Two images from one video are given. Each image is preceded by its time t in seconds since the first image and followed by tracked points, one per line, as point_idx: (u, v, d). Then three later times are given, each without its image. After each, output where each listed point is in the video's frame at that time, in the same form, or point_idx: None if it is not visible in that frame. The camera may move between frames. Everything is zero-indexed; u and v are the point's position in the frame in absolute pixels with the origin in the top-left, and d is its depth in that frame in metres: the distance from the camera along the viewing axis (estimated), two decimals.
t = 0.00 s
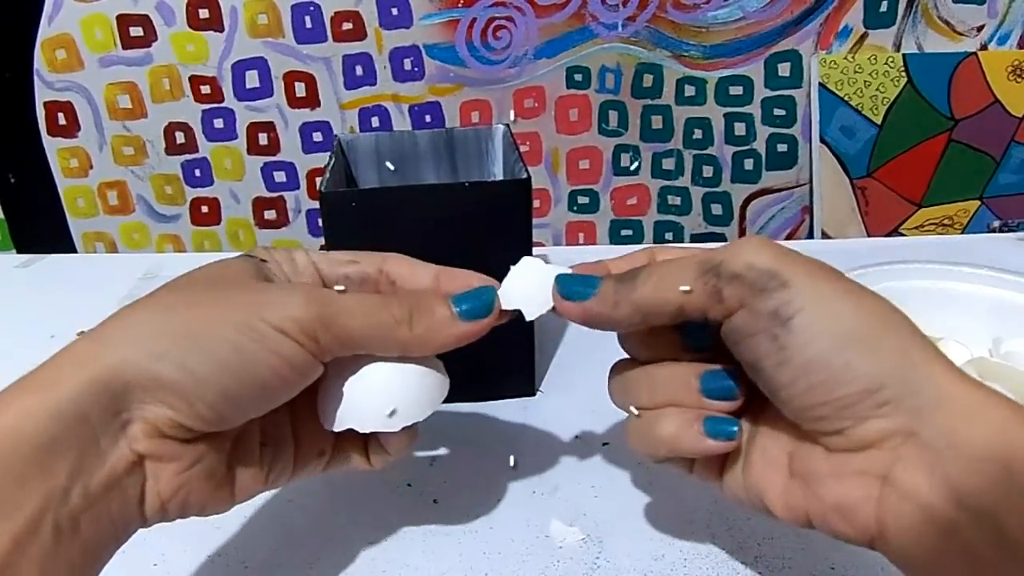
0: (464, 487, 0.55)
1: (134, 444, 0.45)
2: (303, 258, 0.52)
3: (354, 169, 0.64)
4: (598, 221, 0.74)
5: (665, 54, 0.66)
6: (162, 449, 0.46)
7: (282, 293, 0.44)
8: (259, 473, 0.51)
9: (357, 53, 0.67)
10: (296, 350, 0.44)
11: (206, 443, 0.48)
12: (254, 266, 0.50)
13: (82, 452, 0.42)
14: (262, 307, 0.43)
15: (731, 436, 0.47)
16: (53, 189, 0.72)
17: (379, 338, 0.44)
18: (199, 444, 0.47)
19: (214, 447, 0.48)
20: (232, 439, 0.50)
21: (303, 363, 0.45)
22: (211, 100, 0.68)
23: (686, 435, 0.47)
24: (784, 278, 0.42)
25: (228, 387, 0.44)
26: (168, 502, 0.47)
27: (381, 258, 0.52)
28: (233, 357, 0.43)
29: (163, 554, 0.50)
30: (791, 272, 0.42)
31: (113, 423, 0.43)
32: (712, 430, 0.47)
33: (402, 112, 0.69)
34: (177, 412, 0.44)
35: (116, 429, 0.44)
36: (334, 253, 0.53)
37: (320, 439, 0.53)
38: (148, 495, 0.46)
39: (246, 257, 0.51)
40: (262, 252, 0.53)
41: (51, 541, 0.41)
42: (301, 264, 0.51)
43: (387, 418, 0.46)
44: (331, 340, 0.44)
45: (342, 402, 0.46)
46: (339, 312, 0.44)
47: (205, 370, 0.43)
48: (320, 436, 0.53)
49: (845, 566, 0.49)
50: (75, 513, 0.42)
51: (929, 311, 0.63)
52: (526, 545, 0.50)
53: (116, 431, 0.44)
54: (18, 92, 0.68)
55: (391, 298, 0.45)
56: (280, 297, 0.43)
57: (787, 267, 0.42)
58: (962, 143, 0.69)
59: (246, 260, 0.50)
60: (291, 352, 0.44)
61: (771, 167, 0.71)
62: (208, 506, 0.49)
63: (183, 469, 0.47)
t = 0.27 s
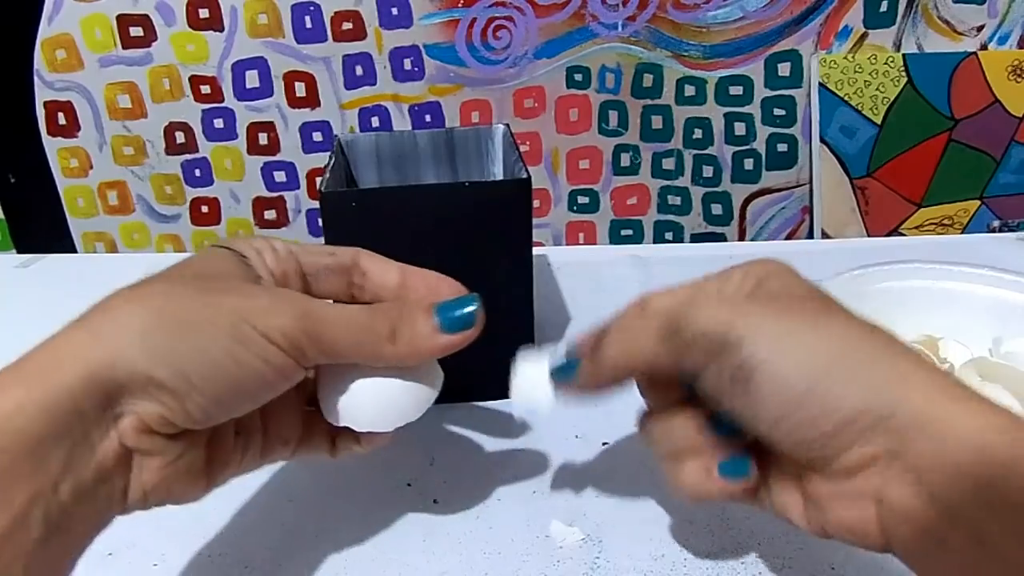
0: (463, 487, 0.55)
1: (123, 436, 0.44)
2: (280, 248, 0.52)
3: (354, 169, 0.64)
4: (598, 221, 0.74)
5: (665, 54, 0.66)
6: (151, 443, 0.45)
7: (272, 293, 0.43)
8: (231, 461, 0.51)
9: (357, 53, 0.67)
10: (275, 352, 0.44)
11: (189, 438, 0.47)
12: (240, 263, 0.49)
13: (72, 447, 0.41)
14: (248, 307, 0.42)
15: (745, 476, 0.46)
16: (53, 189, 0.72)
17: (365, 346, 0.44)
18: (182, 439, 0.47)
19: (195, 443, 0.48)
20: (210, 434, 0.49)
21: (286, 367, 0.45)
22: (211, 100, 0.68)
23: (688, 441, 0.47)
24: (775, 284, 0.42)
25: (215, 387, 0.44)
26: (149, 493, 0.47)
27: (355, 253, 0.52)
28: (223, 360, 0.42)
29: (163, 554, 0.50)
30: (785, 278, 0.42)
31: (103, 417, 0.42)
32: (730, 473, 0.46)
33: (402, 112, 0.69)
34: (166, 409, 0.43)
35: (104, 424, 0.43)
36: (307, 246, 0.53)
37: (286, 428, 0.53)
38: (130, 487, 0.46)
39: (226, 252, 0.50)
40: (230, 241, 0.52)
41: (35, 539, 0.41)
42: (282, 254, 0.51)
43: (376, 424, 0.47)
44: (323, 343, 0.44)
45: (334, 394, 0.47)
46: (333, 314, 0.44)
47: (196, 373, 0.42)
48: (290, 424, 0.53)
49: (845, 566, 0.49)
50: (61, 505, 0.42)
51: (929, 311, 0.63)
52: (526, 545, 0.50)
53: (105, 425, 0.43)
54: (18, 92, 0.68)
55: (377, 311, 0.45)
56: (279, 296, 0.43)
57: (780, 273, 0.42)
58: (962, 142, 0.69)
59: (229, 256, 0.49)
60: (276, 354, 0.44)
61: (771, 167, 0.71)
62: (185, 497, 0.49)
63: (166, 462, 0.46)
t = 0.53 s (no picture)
0: (462, 486, 0.55)
1: (84, 412, 0.44)
2: (250, 228, 0.51)
3: (354, 169, 0.64)
4: (598, 221, 0.74)
5: (665, 54, 0.66)
6: (110, 420, 0.45)
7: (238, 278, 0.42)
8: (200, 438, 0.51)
9: (357, 53, 0.67)
10: (244, 341, 0.43)
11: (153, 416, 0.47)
12: (208, 246, 0.48)
13: (30, 423, 0.42)
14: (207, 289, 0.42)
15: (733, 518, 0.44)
16: (53, 189, 0.72)
17: (327, 343, 0.43)
18: (146, 417, 0.47)
19: (159, 422, 0.48)
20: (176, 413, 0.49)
21: (246, 350, 0.44)
22: (211, 100, 0.68)
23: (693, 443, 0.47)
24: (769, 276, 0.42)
25: (174, 367, 0.43)
26: (110, 472, 0.47)
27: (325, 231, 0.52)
28: (180, 339, 0.42)
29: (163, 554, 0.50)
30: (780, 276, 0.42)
31: (62, 393, 0.43)
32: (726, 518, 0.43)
33: (402, 112, 0.69)
34: (127, 386, 0.43)
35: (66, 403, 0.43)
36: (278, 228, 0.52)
37: (257, 410, 0.52)
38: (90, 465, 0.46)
39: (194, 234, 0.49)
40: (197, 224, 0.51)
41: None
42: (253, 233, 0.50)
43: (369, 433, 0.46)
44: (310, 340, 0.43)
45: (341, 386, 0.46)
46: (324, 311, 0.43)
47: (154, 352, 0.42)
48: (260, 405, 0.52)
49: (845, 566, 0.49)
50: (20, 481, 0.43)
51: (929, 312, 0.63)
52: (526, 545, 0.50)
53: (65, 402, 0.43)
54: (18, 92, 0.68)
55: (338, 304, 0.43)
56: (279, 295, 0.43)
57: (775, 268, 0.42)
58: (962, 142, 0.69)
59: (196, 237, 0.49)
60: (237, 338, 0.43)
61: (771, 167, 0.71)
62: (149, 476, 0.49)
63: (126, 440, 0.46)
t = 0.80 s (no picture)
0: (463, 486, 0.55)
1: (93, 418, 0.44)
2: (254, 243, 0.52)
3: (354, 170, 0.64)
4: (598, 221, 0.74)
5: (665, 54, 0.66)
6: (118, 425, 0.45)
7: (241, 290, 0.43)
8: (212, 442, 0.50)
9: (357, 53, 0.67)
10: (252, 348, 0.43)
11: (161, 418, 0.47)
12: (213, 259, 0.48)
13: (41, 427, 0.41)
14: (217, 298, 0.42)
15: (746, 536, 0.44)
16: (53, 189, 0.72)
17: (332, 357, 0.44)
18: (153, 420, 0.46)
19: (168, 424, 0.47)
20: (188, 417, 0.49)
21: (255, 358, 0.44)
22: (211, 100, 0.68)
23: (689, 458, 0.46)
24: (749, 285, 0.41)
25: (182, 372, 0.43)
26: (118, 474, 0.47)
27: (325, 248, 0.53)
28: (191, 347, 0.42)
29: (163, 553, 0.50)
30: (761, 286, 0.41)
31: (73, 399, 0.42)
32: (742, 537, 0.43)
33: (402, 112, 0.69)
34: (136, 392, 0.43)
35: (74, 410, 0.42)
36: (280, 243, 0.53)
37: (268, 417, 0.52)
38: (98, 467, 0.46)
39: (199, 247, 0.49)
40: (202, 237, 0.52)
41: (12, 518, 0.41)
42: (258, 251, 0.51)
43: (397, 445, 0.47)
44: (317, 353, 0.44)
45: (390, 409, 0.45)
46: (329, 324, 0.44)
47: (162, 357, 0.42)
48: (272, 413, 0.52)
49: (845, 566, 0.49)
50: (32, 486, 0.42)
51: (929, 313, 0.63)
52: (526, 545, 0.50)
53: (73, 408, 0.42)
54: (18, 91, 0.68)
55: (341, 319, 0.44)
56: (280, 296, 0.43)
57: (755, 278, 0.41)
58: (962, 142, 0.69)
59: (201, 250, 0.48)
60: (250, 351, 0.43)
61: (771, 167, 0.71)
62: (160, 481, 0.48)
63: (135, 443, 0.46)
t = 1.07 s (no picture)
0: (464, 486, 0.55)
1: (116, 426, 0.43)
2: (264, 244, 0.54)
3: (354, 169, 0.64)
4: (598, 221, 0.74)
5: (665, 54, 0.66)
6: (143, 431, 0.44)
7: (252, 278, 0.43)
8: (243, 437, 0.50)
9: (357, 54, 0.67)
10: (270, 335, 0.43)
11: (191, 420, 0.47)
12: (220, 262, 0.51)
13: (63, 437, 0.41)
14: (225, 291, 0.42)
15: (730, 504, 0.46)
16: (53, 190, 0.72)
17: (346, 341, 0.44)
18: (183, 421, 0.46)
19: (198, 424, 0.47)
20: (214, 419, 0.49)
21: (276, 346, 0.44)
22: (211, 100, 0.68)
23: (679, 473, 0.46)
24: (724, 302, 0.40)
25: (208, 371, 0.43)
26: (153, 484, 0.46)
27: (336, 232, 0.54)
28: (218, 346, 0.42)
29: (163, 554, 0.50)
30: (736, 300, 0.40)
31: (96, 405, 0.42)
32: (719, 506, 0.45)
33: (402, 112, 0.69)
34: (160, 397, 0.43)
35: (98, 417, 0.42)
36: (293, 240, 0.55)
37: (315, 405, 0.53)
38: (130, 478, 0.46)
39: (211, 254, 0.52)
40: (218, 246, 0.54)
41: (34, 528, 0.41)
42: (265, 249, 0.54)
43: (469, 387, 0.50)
44: (329, 338, 0.44)
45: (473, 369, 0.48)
46: (341, 309, 0.44)
47: (187, 358, 0.41)
48: (315, 402, 0.53)
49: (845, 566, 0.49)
50: (55, 496, 0.42)
51: (929, 314, 0.63)
52: (525, 545, 0.50)
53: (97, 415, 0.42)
54: (18, 92, 0.68)
55: (353, 307, 0.45)
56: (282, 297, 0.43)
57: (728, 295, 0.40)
58: (962, 143, 0.69)
59: (210, 255, 0.52)
60: (264, 333, 0.43)
61: (771, 167, 0.71)
62: (197, 481, 0.48)
63: (163, 449, 0.46)
